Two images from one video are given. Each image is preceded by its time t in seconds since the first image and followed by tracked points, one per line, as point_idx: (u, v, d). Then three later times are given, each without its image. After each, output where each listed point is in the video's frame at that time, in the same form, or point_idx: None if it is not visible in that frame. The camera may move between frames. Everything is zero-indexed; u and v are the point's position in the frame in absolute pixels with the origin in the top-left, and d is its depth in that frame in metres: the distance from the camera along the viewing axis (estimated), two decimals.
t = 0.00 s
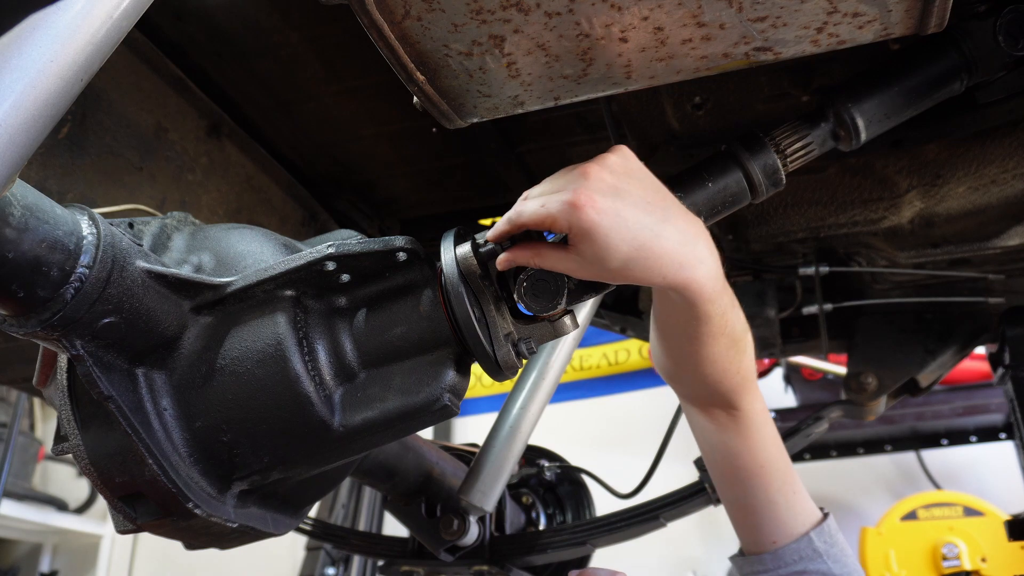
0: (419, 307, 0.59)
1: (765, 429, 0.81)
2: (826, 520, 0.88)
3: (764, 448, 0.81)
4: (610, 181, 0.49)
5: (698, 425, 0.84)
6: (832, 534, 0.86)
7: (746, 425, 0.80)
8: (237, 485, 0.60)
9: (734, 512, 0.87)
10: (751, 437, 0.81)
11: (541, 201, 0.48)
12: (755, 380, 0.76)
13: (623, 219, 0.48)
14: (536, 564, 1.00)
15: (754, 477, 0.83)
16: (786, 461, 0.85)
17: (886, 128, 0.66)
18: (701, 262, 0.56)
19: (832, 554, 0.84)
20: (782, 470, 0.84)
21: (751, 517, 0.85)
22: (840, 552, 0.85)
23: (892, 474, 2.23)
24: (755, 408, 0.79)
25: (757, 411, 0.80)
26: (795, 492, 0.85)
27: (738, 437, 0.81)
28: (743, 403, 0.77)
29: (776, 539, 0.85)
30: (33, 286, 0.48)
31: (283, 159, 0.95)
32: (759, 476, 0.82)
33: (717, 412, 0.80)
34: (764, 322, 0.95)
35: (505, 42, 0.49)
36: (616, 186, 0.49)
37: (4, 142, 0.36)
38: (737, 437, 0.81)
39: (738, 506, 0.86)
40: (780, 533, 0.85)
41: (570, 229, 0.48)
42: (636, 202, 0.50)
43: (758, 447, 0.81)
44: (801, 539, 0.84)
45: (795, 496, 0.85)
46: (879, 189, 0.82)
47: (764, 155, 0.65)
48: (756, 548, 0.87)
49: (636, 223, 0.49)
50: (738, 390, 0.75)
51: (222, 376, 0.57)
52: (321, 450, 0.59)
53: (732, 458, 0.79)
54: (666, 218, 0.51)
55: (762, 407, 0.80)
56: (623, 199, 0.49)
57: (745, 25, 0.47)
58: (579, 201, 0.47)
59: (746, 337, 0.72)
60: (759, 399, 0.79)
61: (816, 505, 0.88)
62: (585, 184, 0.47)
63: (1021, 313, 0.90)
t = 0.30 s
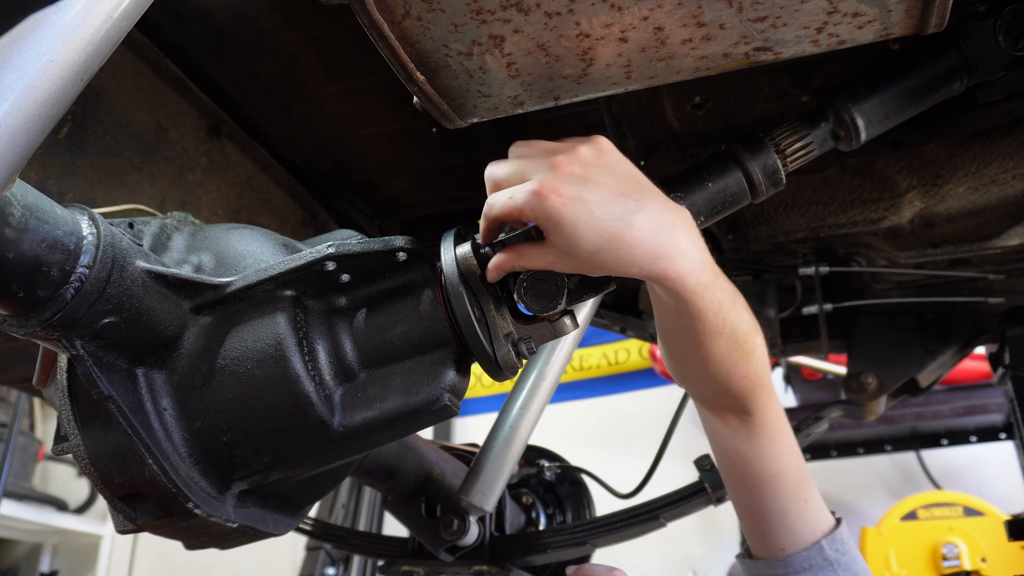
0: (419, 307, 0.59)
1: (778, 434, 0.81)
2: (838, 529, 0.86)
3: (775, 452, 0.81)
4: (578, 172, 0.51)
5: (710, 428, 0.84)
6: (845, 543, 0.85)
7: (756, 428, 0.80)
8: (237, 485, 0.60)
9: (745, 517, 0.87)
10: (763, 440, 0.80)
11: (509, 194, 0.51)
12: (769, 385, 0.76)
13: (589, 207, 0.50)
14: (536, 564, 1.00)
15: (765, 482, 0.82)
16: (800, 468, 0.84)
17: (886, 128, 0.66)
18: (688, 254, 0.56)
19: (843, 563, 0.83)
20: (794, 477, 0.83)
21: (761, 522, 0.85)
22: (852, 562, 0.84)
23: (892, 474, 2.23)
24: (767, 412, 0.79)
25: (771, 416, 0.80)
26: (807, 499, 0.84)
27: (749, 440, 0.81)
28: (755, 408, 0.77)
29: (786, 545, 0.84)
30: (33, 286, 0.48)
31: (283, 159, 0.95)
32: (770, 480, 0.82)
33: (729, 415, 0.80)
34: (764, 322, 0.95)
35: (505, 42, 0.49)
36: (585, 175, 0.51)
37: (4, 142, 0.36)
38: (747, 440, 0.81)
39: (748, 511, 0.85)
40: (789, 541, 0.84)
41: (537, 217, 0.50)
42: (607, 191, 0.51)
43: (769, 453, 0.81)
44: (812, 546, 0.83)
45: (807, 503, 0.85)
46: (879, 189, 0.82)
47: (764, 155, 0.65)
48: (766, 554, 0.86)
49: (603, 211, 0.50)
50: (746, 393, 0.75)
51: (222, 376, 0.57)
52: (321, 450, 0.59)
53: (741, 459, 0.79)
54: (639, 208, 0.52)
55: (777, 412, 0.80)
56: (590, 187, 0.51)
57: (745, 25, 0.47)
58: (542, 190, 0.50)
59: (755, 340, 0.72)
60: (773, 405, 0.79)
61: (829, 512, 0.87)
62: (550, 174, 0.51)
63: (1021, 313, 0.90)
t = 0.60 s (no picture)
0: (419, 307, 0.59)
1: (790, 433, 0.80)
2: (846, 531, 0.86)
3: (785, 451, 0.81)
4: (580, 180, 0.50)
5: (721, 424, 0.84)
6: (850, 542, 0.85)
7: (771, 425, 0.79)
8: (237, 485, 0.60)
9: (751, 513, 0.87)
10: (775, 438, 0.80)
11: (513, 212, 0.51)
12: (782, 382, 0.76)
13: (594, 218, 0.50)
14: (536, 564, 1.00)
15: (774, 480, 0.82)
16: (810, 466, 0.84)
17: (886, 128, 0.66)
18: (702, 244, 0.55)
19: (848, 563, 0.83)
20: (803, 475, 0.83)
21: (767, 519, 0.85)
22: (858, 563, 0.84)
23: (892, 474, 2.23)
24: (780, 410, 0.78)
25: (784, 413, 0.79)
26: (815, 500, 0.84)
27: (761, 438, 0.80)
28: (768, 404, 0.77)
29: (790, 544, 0.85)
30: (33, 286, 0.48)
31: (283, 159, 0.95)
32: (779, 479, 0.82)
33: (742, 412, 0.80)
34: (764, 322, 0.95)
35: (505, 42, 0.49)
36: (588, 183, 0.50)
37: (4, 142, 0.36)
38: (760, 438, 0.80)
39: (755, 508, 0.86)
40: (793, 538, 0.85)
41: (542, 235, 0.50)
42: (612, 198, 0.51)
43: (779, 450, 0.81)
44: (817, 546, 0.83)
45: (816, 502, 0.84)
46: (879, 189, 0.82)
47: (764, 155, 0.65)
48: (770, 551, 0.87)
49: (608, 220, 0.50)
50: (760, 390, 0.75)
51: (222, 376, 0.57)
52: (321, 450, 0.59)
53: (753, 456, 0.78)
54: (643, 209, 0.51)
55: (790, 410, 0.79)
56: (594, 196, 0.50)
57: (745, 25, 0.47)
58: (544, 206, 0.49)
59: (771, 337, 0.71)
60: (785, 402, 0.78)
61: (837, 513, 0.87)
62: (551, 188, 0.50)
63: (1021, 313, 0.90)
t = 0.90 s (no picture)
0: (419, 307, 0.59)
1: (791, 435, 0.80)
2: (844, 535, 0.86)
3: (789, 453, 0.81)
4: (575, 188, 0.50)
5: (722, 426, 0.84)
6: (853, 544, 0.85)
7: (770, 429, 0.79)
8: (237, 485, 0.60)
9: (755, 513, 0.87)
10: (775, 440, 0.80)
11: (506, 214, 0.51)
12: (781, 383, 0.76)
13: (586, 228, 0.50)
14: (536, 564, 1.00)
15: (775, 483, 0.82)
16: (812, 466, 0.84)
17: (886, 128, 0.66)
18: (690, 259, 0.56)
19: (851, 564, 0.83)
20: (805, 476, 0.83)
21: (770, 520, 0.85)
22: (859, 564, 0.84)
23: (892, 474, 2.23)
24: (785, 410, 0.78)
25: (784, 414, 0.79)
26: (817, 501, 0.84)
27: (761, 440, 0.80)
28: (767, 406, 0.77)
29: (792, 545, 0.85)
30: (33, 286, 0.48)
31: (283, 159, 0.95)
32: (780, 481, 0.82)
33: (742, 413, 0.80)
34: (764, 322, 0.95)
35: (505, 42, 0.49)
36: (580, 191, 0.51)
37: (4, 142, 0.36)
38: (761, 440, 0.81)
39: (757, 508, 0.86)
40: (796, 539, 0.85)
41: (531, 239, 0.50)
42: (604, 207, 0.51)
43: (781, 452, 0.81)
44: (819, 546, 0.84)
45: (818, 504, 0.84)
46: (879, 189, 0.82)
47: (764, 155, 0.65)
48: (773, 552, 0.87)
49: (599, 231, 0.50)
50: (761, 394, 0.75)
51: (222, 376, 0.57)
52: (321, 450, 0.59)
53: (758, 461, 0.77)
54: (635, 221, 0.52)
55: (790, 411, 0.79)
56: (587, 205, 0.50)
57: (745, 25, 0.47)
58: (538, 213, 0.49)
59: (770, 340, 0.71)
60: (785, 404, 0.78)
61: (838, 513, 0.87)
62: (545, 194, 0.50)
63: (1021, 313, 0.90)
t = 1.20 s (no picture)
0: (420, 307, 0.59)
1: (775, 433, 0.80)
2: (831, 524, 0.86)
3: (772, 451, 0.80)
4: (588, 188, 0.51)
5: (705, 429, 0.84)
6: (839, 534, 0.85)
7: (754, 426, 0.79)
8: (237, 486, 0.60)
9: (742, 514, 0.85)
10: (760, 439, 0.80)
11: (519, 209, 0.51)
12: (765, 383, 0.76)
13: (598, 227, 0.50)
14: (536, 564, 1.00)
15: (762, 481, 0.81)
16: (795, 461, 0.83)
17: (886, 128, 0.66)
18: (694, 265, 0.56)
19: (841, 553, 0.83)
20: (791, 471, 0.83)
21: (759, 518, 0.84)
22: (846, 551, 0.84)
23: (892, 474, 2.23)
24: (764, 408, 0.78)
25: (768, 413, 0.79)
26: (803, 494, 0.84)
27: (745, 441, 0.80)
28: (752, 405, 0.77)
29: (784, 540, 0.83)
30: (33, 287, 0.48)
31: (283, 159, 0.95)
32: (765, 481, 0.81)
33: (726, 414, 0.80)
34: (764, 323, 0.96)
35: (505, 42, 0.49)
36: (593, 192, 0.51)
37: (4, 142, 0.36)
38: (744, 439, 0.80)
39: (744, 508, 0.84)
40: (787, 534, 0.83)
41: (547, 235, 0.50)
42: (617, 210, 0.51)
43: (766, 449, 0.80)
44: (810, 538, 0.83)
45: (804, 498, 0.83)
46: (879, 189, 0.82)
47: (764, 155, 0.65)
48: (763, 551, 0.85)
49: (611, 231, 0.50)
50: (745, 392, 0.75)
51: (222, 376, 0.57)
52: (321, 449, 0.59)
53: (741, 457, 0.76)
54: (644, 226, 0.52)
55: (773, 410, 0.80)
56: (601, 206, 0.50)
57: (745, 25, 0.47)
58: (554, 208, 0.49)
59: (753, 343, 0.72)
60: (768, 403, 0.78)
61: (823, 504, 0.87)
62: (560, 192, 0.50)
63: (1021, 313, 0.90)
